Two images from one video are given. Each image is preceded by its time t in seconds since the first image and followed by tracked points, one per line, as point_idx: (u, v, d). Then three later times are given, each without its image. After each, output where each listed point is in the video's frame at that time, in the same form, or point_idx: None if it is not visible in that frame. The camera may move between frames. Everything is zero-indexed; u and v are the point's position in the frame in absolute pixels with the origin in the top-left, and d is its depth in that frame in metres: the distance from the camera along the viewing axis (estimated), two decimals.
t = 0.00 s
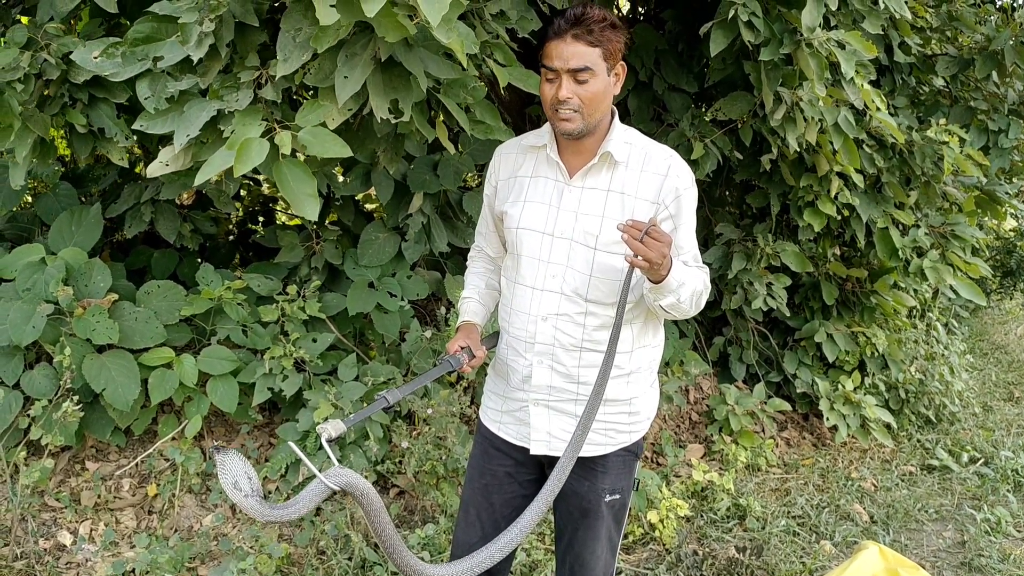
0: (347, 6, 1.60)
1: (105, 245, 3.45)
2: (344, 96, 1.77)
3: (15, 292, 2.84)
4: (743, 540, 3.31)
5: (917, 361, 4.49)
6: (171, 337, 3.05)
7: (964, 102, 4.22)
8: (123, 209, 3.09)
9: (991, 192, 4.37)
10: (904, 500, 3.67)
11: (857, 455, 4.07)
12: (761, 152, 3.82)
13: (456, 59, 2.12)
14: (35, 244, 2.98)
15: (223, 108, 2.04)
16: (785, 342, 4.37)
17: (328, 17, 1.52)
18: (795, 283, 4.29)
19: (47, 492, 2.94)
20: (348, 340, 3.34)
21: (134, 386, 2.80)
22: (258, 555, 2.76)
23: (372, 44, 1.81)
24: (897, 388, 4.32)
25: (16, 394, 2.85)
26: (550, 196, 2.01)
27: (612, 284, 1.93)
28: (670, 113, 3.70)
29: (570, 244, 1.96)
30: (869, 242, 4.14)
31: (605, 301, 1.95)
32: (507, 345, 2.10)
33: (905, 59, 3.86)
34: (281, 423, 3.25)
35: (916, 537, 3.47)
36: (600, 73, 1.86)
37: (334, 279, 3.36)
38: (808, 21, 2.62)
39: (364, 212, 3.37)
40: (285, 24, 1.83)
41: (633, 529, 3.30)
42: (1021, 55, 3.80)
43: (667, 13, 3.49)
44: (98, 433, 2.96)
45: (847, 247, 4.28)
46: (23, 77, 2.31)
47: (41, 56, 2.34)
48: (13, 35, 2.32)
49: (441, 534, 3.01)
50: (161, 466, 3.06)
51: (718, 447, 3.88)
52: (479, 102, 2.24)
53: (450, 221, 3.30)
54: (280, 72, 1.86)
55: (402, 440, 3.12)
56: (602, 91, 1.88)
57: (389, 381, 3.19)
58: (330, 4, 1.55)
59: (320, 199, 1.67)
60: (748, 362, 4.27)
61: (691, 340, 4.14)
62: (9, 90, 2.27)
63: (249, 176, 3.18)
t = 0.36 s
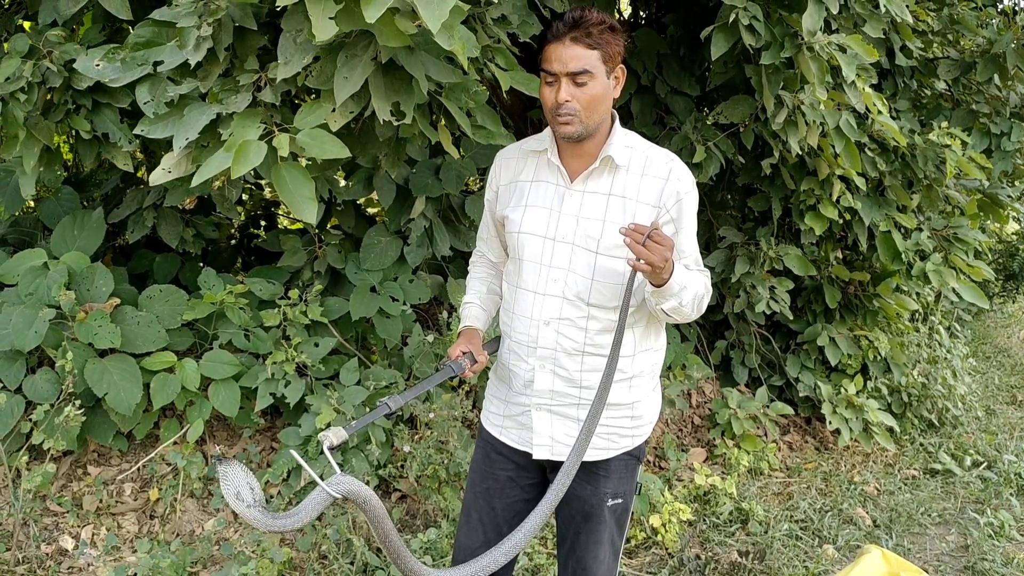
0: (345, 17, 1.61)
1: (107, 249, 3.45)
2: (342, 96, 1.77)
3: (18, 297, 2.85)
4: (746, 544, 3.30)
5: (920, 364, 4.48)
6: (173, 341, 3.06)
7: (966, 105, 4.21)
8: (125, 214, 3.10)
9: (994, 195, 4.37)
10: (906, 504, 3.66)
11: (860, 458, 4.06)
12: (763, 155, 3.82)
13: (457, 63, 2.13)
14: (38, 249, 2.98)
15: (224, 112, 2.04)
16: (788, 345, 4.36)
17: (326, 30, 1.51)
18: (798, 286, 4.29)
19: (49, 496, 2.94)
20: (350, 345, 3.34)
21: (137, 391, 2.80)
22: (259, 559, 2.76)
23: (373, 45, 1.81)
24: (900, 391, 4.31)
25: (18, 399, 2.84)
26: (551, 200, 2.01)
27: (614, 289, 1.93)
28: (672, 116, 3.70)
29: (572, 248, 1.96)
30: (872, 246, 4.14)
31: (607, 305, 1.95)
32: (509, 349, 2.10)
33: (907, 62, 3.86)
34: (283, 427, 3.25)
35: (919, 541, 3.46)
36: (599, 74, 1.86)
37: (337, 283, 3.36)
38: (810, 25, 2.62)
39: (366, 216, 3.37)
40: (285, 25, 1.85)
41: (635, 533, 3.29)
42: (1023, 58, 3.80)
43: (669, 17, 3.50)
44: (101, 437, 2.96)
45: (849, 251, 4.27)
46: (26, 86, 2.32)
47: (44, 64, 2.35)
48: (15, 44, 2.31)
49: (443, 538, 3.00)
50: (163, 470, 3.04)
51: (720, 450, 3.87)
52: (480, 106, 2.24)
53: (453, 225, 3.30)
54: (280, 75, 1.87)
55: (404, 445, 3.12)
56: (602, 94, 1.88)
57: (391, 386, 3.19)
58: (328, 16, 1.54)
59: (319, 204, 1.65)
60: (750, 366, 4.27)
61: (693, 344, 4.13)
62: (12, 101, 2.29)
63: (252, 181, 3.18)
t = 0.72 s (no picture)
0: (348, 18, 1.61)
1: (108, 249, 3.45)
2: (344, 102, 1.78)
3: (18, 296, 2.85)
4: (745, 543, 3.30)
5: (919, 364, 4.49)
6: (173, 341, 3.06)
7: (966, 105, 4.21)
8: (125, 213, 3.10)
9: (994, 195, 4.37)
10: (906, 503, 3.66)
11: (859, 458, 4.07)
12: (762, 155, 3.82)
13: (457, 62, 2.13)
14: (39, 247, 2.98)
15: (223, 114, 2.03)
16: (788, 345, 4.36)
17: (331, 33, 1.54)
18: (798, 286, 4.29)
19: (49, 496, 2.94)
20: (350, 344, 3.34)
21: (136, 390, 2.80)
22: (260, 558, 2.76)
23: (373, 48, 1.80)
24: (900, 391, 4.31)
25: (17, 398, 2.84)
26: (551, 199, 2.01)
27: (614, 287, 1.93)
28: (671, 116, 3.71)
29: (572, 247, 1.96)
30: (871, 245, 4.14)
31: (607, 304, 1.95)
32: (509, 348, 2.10)
33: (906, 62, 3.86)
34: (283, 427, 3.25)
35: (919, 540, 3.47)
36: (599, 71, 1.86)
37: (337, 283, 3.36)
38: (809, 24, 2.61)
39: (366, 216, 3.38)
40: (286, 28, 1.84)
41: (635, 532, 3.29)
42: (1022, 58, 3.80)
43: (668, 16, 3.51)
44: (101, 436, 2.96)
45: (849, 251, 4.28)
46: (24, 91, 2.32)
47: (43, 68, 2.33)
48: (15, 48, 2.32)
49: (442, 537, 3.01)
50: (163, 470, 3.05)
51: (720, 450, 3.87)
52: (480, 105, 2.25)
53: (453, 224, 3.31)
54: (283, 79, 1.86)
55: (404, 444, 3.12)
56: (600, 92, 1.88)
57: (391, 385, 3.19)
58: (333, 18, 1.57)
59: (320, 207, 1.68)
60: (750, 365, 4.27)
61: (693, 344, 4.13)
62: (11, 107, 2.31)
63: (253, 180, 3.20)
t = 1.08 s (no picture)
0: (353, 28, 1.64)
1: (110, 247, 3.46)
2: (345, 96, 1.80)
3: (24, 292, 2.88)
4: (743, 537, 3.33)
5: (916, 361, 4.52)
6: (176, 337, 3.09)
7: (962, 103, 4.24)
8: (129, 211, 3.14)
9: (990, 194, 4.41)
10: (903, 498, 3.69)
11: (856, 454, 4.10)
12: (760, 153, 3.85)
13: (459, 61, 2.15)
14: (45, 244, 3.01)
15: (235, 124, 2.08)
16: (785, 342, 4.40)
17: (334, 46, 1.57)
18: (796, 283, 4.32)
19: (54, 490, 2.97)
20: (351, 340, 3.37)
21: (139, 386, 2.82)
22: (262, 552, 2.79)
23: (377, 46, 1.82)
24: (896, 387, 4.34)
25: (22, 394, 2.88)
26: (550, 196, 2.04)
27: (612, 282, 1.96)
28: (670, 115, 3.74)
29: (571, 242, 1.99)
30: (869, 243, 4.17)
31: (605, 299, 1.98)
32: (509, 342, 2.13)
33: (903, 61, 3.90)
34: (285, 422, 3.28)
35: (915, 535, 3.50)
36: (598, 67, 1.90)
37: (339, 280, 3.39)
38: (806, 23, 2.63)
39: (367, 215, 3.38)
40: (290, 24, 1.87)
41: (634, 527, 3.32)
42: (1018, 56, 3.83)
43: (667, 16, 3.54)
44: (104, 432, 2.99)
45: (847, 248, 4.31)
46: (36, 93, 2.36)
47: (54, 71, 2.38)
48: (24, 48, 2.33)
49: (443, 531, 3.03)
50: (167, 465, 3.07)
51: (718, 446, 3.90)
52: (482, 103, 2.28)
53: (453, 222, 3.34)
54: (285, 71, 1.90)
55: (405, 439, 3.15)
56: (599, 89, 1.91)
57: (393, 380, 3.22)
58: (338, 29, 1.59)
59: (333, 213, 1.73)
60: (749, 362, 4.30)
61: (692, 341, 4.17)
62: (24, 109, 2.32)
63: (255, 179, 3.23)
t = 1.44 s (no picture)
0: (354, 10, 1.64)
1: (110, 246, 3.44)
2: (343, 99, 1.82)
3: (26, 291, 2.89)
4: (744, 536, 3.34)
5: (916, 361, 4.53)
6: (178, 336, 3.10)
7: (962, 103, 4.26)
8: (132, 213, 3.14)
9: (990, 194, 4.43)
10: (903, 497, 3.71)
11: (856, 453, 4.11)
12: (760, 153, 3.87)
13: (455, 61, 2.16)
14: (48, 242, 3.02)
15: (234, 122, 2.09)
16: (785, 341, 4.41)
17: (338, 22, 1.53)
18: (796, 283, 4.34)
19: (57, 489, 2.97)
20: (353, 339, 3.38)
21: (142, 385, 2.83)
22: (265, 550, 2.80)
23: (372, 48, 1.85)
24: (896, 387, 4.35)
25: (26, 392, 2.90)
26: (552, 195, 2.05)
27: (615, 281, 1.97)
28: (671, 115, 3.75)
29: (573, 242, 2.00)
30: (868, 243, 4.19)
31: (607, 298, 1.99)
32: (511, 342, 2.14)
33: (902, 60, 3.91)
34: (287, 421, 3.29)
35: (915, 534, 3.51)
36: (600, 67, 1.91)
37: (341, 279, 3.40)
38: (810, 20, 2.66)
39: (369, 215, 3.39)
40: (289, 27, 1.89)
41: (634, 525, 3.34)
42: (1017, 57, 3.85)
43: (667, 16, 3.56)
44: (107, 431, 3.00)
45: (846, 248, 4.33)
46: (36, 87, 2.36)
47: (54, 66, 2.38)
48: (26, 45, 2.35)
49: (445, 529, 3.04)
50: (169, 464, 3.08)
51: (719, 445, 3.91)
52: (480, 104, 2.29)
53: (454, 221, 3.35)
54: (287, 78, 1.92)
55: (406, 438, 3.16)
56: (601, 89, 1.92)
57: (394, 380, 3.23)
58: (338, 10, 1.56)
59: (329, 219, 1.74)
60: (749, 362, 4.31)
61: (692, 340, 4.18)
62: (23, 101, 2.32)
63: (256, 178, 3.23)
